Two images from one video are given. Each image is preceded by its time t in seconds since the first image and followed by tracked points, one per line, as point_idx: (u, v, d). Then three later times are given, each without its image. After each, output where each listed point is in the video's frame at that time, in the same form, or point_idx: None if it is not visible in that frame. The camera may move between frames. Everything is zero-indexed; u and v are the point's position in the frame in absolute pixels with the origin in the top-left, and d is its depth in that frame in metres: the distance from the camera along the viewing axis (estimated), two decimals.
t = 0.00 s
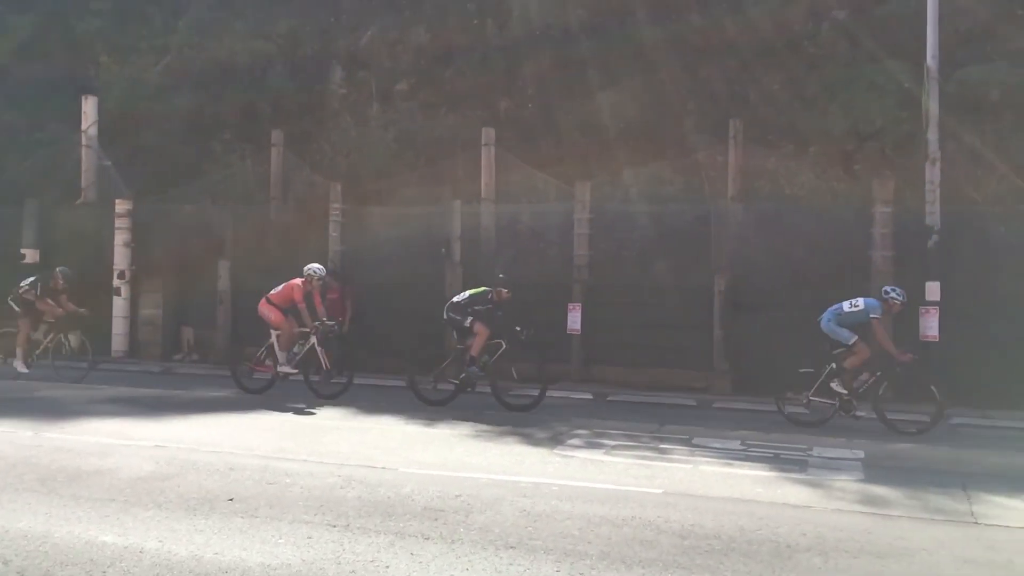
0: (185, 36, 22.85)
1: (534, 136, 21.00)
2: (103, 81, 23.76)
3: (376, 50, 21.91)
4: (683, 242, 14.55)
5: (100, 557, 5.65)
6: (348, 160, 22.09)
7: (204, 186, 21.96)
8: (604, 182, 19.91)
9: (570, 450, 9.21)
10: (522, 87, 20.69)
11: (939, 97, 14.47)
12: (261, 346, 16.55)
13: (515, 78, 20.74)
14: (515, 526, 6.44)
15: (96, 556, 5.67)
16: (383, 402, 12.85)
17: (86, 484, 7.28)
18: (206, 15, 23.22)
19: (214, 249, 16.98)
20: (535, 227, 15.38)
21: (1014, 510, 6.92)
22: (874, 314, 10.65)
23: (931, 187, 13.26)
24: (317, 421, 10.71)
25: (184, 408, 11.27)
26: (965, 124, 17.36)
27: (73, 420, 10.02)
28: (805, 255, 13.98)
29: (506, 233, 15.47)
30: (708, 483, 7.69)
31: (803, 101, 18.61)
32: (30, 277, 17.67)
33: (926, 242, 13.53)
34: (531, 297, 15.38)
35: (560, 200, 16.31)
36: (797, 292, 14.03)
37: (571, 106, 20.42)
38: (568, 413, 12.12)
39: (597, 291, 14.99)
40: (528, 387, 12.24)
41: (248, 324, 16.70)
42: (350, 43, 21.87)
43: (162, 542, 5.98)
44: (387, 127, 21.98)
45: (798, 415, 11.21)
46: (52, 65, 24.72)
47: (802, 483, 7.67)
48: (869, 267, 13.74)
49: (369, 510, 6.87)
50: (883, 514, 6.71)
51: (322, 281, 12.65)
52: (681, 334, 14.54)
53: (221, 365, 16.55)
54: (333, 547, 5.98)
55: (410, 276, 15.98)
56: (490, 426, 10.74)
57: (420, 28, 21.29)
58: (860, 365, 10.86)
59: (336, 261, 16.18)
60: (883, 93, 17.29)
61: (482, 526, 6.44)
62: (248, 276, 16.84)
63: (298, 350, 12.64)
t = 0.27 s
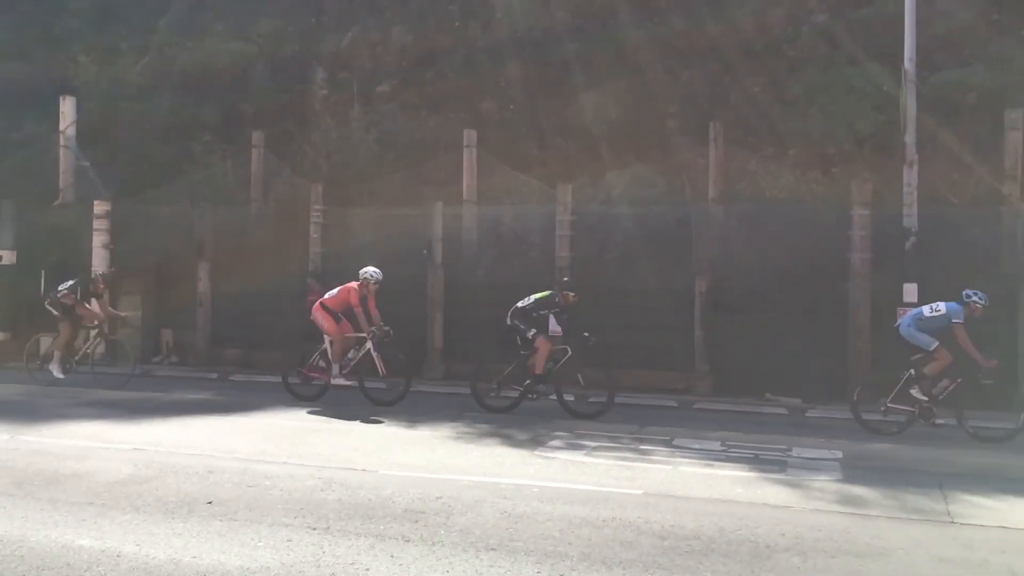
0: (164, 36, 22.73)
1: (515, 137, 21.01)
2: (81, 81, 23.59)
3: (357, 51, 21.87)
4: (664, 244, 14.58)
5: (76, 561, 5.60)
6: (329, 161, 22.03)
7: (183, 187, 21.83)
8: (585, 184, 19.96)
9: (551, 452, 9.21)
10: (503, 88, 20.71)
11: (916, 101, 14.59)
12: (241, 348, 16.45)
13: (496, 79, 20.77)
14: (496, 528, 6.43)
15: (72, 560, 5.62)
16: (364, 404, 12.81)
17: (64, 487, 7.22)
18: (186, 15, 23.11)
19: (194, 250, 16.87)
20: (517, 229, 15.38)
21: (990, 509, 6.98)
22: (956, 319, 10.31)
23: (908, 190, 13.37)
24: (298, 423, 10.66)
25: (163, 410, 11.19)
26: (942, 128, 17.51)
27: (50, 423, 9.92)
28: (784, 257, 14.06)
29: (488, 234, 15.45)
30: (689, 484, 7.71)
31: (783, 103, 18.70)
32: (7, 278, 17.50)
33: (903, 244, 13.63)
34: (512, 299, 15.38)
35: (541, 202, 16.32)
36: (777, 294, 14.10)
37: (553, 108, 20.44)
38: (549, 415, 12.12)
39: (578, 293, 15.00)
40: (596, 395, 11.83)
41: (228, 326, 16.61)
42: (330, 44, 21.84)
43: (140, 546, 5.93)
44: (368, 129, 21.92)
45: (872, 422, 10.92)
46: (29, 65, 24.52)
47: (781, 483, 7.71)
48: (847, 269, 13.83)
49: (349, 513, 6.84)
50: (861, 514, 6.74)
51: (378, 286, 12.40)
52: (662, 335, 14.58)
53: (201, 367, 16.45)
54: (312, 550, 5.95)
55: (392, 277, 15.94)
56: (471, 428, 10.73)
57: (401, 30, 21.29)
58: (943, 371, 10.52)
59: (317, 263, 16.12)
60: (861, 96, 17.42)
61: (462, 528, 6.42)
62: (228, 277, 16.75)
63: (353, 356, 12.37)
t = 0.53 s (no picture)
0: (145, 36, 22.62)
1: (498, 138, 20.99)
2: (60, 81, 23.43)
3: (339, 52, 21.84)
4: (646, 245, 14.62)
5: (54, 565, 5.55)
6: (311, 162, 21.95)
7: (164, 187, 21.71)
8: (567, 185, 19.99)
9: (533, 452, 9.21)
10: (486, 89, 20.72)
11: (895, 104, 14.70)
12: (222, 349, 16.36)
13: (479, 80, 20.78)
14: (478, 529, 6.42)
15: (49, 564, 5.56)
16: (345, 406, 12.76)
17: (41, 490, 7.15)
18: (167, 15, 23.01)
19: (174, 251, 16.77)
20: (500, 230, 15.36)
21: (967, 508, 7.03)
22: None
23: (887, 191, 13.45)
24: (279, 425, 10.61)
25: (143, 412, 11.11)
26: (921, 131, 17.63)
27: (28, 425, 9.83)
28: (765, 258, 14.12)
29: (470, 235, 15.43)
30: (670, 484, 7.73)
31: (763, 106, 18.77)
32: None
33: (883, 246, 13.71)
34: (495, 300, 15.37)
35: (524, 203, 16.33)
36: (758, 294, 14.17)
37: (535, 109, 20.46)
38: (531, 416, 12.12)
39: (561, 294, 15.02)
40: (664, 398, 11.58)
41: (208, 327, 16.52)
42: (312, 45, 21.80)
43: (119, 549, 5.88)
44: (351, 130, 21.84)
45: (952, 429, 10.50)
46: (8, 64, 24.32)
47: (762, 483, 7.74)
48: (827, 271, 13.91)
49: (331, 514, 6.81)
50: (842, 514, 6.78)
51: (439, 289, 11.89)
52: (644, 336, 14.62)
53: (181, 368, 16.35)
54: (293, 552, 5.92)
55: (374, 279, 15.90)
56: (453, 429, 10.70)
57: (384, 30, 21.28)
58: None
59: (298, 264, 16.05)
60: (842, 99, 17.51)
61: (444, 530, 6.41)
62: (208, 278, 16.66)
63: (413, 361, 11.99)
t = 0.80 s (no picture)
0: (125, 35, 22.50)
1: (480, 138, 20.98)
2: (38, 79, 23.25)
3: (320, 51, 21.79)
4: (628, 245, 14.64)
5: (31, 567, 5.50)
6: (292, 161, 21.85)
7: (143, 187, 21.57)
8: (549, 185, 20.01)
9: (515, 452, 9.20)
10: (467, 89, 20.72)
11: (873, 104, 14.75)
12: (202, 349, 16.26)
13: (460, 80, 20.77)
14: (459, 529, 6.40)
15: (25, 567, 5.51)
16: (327, 406, 12.71)
17: (18, 492, 7.08)
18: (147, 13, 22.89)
19: (154, 251, 16.67)
20: (482, 230, 15.34)
21: (944, 506, 7.09)
22: None
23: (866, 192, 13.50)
24: (259, 426, 10.56)
25: (121, 413, 11.03)
26: (900, 132, 17.75)
27: (5, 426, 9.74)
28: (746, 258, 14.18)
29: (453, 235, 15.41)
30: (651, 483, 7.74)
31: (744, 106, 18.85)
32: None
33: (862, 246, 13.78)
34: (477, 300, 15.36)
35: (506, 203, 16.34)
36: (739, 295, 14.22)
37: (517, 110, 20.48)
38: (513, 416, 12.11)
39: (542, 294, 15.02)
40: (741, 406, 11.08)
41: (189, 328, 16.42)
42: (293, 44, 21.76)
43: (97, 551, 5.84)
44: (332, 129, 21.77)
45: None
46: None
47: (742, 482, 7.76)
48: (807, 270, 13.97)
49: (311, 515, 6.79)
50: (821, 512, 6.80)
51: (504, 291, 11.54)
52: (626, 336, 14.65)
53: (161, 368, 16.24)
54: (273, 553, 5.88)
55: (356, 279, 15.86)
56: (435, 429, 10.68)
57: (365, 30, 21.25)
58: None
59: (280, 263, 15.98)
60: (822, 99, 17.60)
61: (425, 530, 6.39)
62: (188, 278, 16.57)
63: (476, 365, 11.64)
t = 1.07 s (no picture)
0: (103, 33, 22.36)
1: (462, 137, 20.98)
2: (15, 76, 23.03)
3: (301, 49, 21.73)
4: (610, 244, 14.67)
5: (7, 570, 5.44)
6: (273, 161, 21.75)
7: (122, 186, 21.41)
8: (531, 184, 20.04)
9: (497, 452, 9.19)
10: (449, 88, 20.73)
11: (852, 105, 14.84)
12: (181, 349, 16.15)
13: (443, 79, 20.78)
14: (441, 529, 6.39)
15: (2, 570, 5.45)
16: (308, 406, 12.66)
17: None
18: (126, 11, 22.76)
19: (133, 250, 16.55)
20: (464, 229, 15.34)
21: (922, 503, 7.14)
22: None
23: (845, 191, 13.57)
24: (239, 426, 10.50)
25: (100, 414, 10.95)
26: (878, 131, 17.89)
27: None
28: (727, 258, 14.23)
29: (434, 234, 15.39)
30: (632, 481, 7.76)
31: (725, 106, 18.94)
32: None
33: (841, 245, 13.85)
34: (459, 300, 15.35)
35: (487, 203, 16.34)
36: (720, 294, 14.28)
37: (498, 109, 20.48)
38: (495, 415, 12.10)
39: (524, 293, 15.03)
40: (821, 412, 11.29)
41: (168, 328, 16.32)
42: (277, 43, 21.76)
43: (75, 553, 5.79)
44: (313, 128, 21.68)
45: None
46: None
47: (723, 480, 7.80)
48: (786, 270, 14.03)
49: (292, 516, 6.75)
50: (800, 509, 6.84)
51: (573, 292, 11.15)
52: (607, 335, 14.67)
53: (140, 368, 16.13)
54: (253, 554, 5.85)
55: (337, 278, 15.81)
56: (418, 429, 10.67)
57: (347, 28, 21.20)
58: None
59: (260, 263, 15.90)
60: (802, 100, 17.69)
61: (407, 530, 6.37)
62: (168, 278, 16.47)
63: (543, 367, 11.33)
